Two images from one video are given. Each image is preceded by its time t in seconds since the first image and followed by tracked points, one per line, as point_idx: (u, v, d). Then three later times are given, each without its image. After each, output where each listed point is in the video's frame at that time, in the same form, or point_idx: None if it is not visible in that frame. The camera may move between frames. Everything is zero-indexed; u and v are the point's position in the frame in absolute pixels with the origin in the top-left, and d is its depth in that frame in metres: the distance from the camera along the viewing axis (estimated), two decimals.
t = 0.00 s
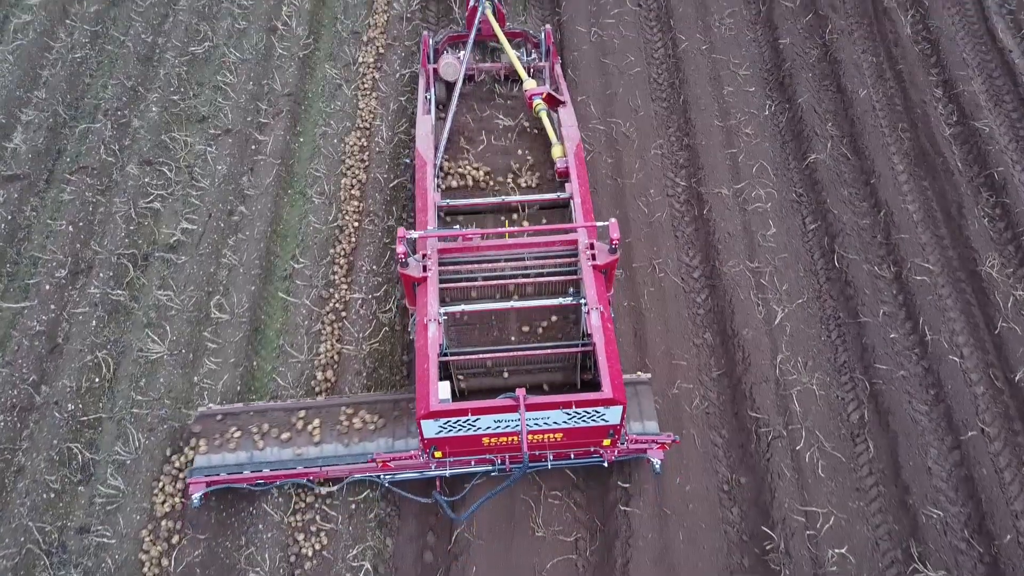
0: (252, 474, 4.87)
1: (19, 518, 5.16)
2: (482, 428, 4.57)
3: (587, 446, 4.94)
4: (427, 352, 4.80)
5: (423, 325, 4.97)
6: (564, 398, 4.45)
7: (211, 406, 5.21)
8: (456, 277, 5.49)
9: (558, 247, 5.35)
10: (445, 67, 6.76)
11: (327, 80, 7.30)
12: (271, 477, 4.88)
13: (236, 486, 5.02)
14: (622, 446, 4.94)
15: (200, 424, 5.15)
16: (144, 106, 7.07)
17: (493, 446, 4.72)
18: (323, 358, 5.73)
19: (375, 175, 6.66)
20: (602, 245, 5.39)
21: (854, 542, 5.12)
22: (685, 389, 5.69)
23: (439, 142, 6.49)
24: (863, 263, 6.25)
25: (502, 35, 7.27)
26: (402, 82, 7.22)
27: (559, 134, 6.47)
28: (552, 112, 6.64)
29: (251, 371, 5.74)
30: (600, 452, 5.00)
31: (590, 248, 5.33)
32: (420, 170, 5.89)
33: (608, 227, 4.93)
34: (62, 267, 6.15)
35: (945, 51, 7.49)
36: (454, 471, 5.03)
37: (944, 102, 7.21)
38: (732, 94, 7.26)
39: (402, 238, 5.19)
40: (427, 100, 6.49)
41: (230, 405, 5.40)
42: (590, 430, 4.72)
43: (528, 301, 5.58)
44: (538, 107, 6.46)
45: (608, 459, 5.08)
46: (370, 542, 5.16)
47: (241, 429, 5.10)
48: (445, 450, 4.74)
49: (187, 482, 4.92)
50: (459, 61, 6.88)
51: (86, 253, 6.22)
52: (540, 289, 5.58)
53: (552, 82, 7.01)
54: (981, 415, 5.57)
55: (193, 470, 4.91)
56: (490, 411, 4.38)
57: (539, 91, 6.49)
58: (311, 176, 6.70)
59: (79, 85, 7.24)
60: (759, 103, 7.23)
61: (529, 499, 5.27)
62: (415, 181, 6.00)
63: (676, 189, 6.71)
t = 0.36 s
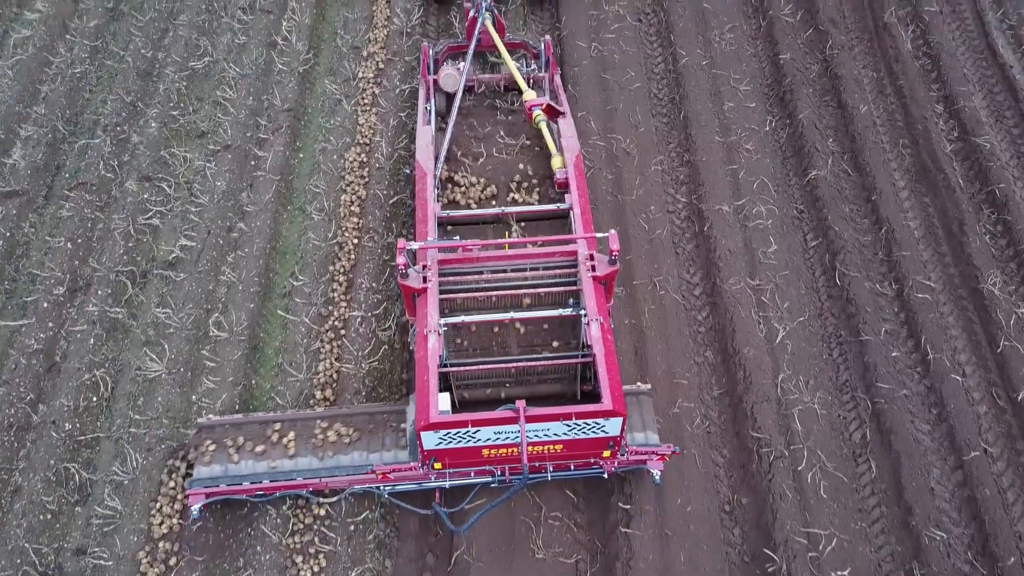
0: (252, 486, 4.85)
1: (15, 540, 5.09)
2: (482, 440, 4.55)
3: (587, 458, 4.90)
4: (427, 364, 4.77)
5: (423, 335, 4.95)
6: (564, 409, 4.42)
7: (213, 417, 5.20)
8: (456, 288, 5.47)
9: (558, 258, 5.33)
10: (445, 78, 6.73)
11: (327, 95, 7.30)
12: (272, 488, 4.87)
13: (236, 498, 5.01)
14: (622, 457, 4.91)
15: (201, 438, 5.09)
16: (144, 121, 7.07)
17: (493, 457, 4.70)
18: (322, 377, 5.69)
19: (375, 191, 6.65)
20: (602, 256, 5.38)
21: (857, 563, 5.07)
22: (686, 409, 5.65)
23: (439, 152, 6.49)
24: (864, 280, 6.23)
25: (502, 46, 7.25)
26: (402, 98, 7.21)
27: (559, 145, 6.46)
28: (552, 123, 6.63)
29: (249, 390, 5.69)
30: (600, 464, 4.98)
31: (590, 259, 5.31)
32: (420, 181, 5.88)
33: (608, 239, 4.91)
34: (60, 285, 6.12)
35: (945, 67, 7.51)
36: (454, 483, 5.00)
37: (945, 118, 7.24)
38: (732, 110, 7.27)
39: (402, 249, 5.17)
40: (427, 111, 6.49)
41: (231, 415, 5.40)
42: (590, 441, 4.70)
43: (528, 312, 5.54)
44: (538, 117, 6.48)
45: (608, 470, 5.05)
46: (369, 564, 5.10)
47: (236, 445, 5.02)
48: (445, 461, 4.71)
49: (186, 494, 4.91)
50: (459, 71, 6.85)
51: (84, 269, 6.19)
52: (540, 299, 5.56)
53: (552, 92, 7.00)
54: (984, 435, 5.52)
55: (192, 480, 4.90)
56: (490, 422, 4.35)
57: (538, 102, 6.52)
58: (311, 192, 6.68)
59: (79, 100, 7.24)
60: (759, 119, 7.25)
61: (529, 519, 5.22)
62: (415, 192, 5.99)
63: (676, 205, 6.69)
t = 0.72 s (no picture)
0: (251, 495, 4.86)
1: (11, 560, 5.00)
2: (481, 449, 4.55)
3: (586, 467, 4.89)
4: (427, 373, 4.77)
5: (422, 346, 4.93)
6: (564, 419, 4.42)
7: (213, 427, 5.10)
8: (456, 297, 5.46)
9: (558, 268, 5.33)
10: (444, 87, 6.78)
11: (327, 108, 7.30)
12: (271, 497, 4.88)
13: (235, 507, 5.00)
14: (621, 466, 4.90)
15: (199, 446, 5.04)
16: (142, 135, 7.05)
17: (492, 467, 4.69)
18: (322, 394, 5.65)
19: (375, 206, 6.63)
20: (602, 265, 5.37)
21: None
22: (688, 426, 5.60)
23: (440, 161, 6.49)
24: (867, 296, 6.20)
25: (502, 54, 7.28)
26: (402, 111, 7.21)
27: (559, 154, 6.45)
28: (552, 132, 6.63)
29: (248, 406, 5.64)
30: (600, 473, 4.97)
31: (590, 268, 5.31)
32: (420, 191, 5.89)
33: (607, 248, 4.91)
34: (58, 299, 6.07)
35: (948, 80, 7.52)
36: (453, 492, 5.00)
37: (947, 132, 7.24)
38: (733, 124, 7.26)
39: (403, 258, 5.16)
40: (427, 121, 6.50)
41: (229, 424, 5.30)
42: (590, 451, 4.69)
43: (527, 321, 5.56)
44: (537, 126, 6.47)
45: (608, 480, 5.03)
46: None
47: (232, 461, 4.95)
48: (445, 471, 4.72)
49: (186, 504, 4.91)
50: (459, 80, 6.88)
51: (82, 284, 6.15)
52: (540, 309, 5.57)
53: (552, 100, 7.03)
54: (987, 453, 5.48)
55: (193, 489, 4.91)
56: (489, 432, 4.36)
57: (538, 111, 6.52)
58: (311, 206, 6.66)
59: (78, 113, 7.23)
60: (761, 132, 7.24)
61: (529, 539, 5.16)
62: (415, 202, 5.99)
63: (677, 219, 6.67)
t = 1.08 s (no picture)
0: (249, 500, 4.86)
1: None
2: (479, 455, 4.55)
3: (585, 473, 4.88)
4: (425, 379, 4.77)
5: (421, 352, 4.93)
6: (562, 425, 4.42)
7: (211, 431, 5.11)
8: (455, 302, 5.46)
9: (556, 273, 5.32)
10: (444, 91, 6.74)
11: (326, 117, 7.28)
12: (270, 502, 4.87)
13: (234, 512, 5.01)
14: (620, 472, 4.89)
15: (197, 452, 5.03)
16: (140, 145, 7.03)
17: (490, 472, 4.69)
18: (320, 407, 5.62)
19: (373, 217, 6.60)
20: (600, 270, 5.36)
21: None
22: (688, 440, 5.55)
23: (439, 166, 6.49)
24: (868, 308, 6.17)
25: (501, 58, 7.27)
26: (401, 121, 7.18)
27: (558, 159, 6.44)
28: (552, 137, 6.62)
29: (246, 420, 5.60)
30: (598, 479, 4.96)
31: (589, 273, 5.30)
32: (420, 196, 5.90)
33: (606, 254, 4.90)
34: (56, 311, 6.04)
35: (949, 89, 7.49)
36: (452, 497, 4.99)
37: (949, 142, 7.22)
38: (734, 133, 7.23)
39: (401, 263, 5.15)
40: (427, 124, 6.49)
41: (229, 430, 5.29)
42: (589, 457, 4.68)
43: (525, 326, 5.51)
44: (537, 131, 6.47)
45: (606, 485, 5.02)
46: None
47: (229, 473, 4.93)
48: (443, 476, 4.72)
49: (185, 509, 4.92)
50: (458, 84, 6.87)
51: (80, 296, 6.12)
52: (538, 314, 5.51)
53: (552, 104, 7.05)
54: (989, 467, 5.44)
55: (191, 495, 4.90)
56: (487, 438, 4.36)
57: (538, 115, 6.51)
58: (309, 217, 6.63)
59: (75, 123, 7.22)
60: (761, 142, 7.21)
61: (529, 554, 5.11)
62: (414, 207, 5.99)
63: (677, 230, 6.63)
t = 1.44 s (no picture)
0: (248, 500, 4.84)
1: None
2: (478, 457, 4.54)
3: (583, 473, 4.88)
4: (423, 380, 4.76)
5: (419, 353, 4.93)
6: (560, 426, 4.41)
7: (207, 432, 5.09)
8: (453, 303, 5.45)
9: (555, 273, 5.32)
10: (444, 91, 6.66)
11: (324, 123, 7.25)
12: (269, 502, 4.85)
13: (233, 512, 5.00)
14: (618, 473, 4.88)
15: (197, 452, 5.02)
16: (137, 150, 7.00)
17: (489, 474, 4.69)
18: (318, 416, 5.59)
19: (372, 224, 6.56)
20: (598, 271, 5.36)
21: None
22: (688, 450, 5.52)
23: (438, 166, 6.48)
24: (869, 316, 6.14)
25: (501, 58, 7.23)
26: (401, 126, 7.15)
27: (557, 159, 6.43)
28: (551, 137, 6.59)
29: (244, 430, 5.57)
30: (596, 479, 4.96)
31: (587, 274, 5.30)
32: (418, 196, 5.88)
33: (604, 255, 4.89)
34: (52, 319, 6.00)
35: (951, 94, 7.45)
36: (450, 498, 4.99)
37: (951, 147, 7.19)
38: (735, 138, 7.20)
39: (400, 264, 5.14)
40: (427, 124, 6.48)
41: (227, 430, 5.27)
42: (587, 458, 4.68)
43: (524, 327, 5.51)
44: (536, 131, 6.41)
45: (605, 486, 5.02)
46: None
47: (229, 478, 4.89)
48: (441, 477, 4.71)
49: (184, 509, 4.90)
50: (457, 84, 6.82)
51: (77, 304, 6.09)
52: (537, 315, 5.50)
53: (551, 104, 7.02)
54: (991, 477, 5.41)
55: (190, 496, 4.88)
56: (486, 440, 4.35)
57: (537, 115, 6.44)
58: (307, 224, 6.60)
59: (72, 128, 7.18)
60: (762, 147, 7.18)
61: (528, 565, 5.07)
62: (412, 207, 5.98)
63: (678, 237, 6.60)
